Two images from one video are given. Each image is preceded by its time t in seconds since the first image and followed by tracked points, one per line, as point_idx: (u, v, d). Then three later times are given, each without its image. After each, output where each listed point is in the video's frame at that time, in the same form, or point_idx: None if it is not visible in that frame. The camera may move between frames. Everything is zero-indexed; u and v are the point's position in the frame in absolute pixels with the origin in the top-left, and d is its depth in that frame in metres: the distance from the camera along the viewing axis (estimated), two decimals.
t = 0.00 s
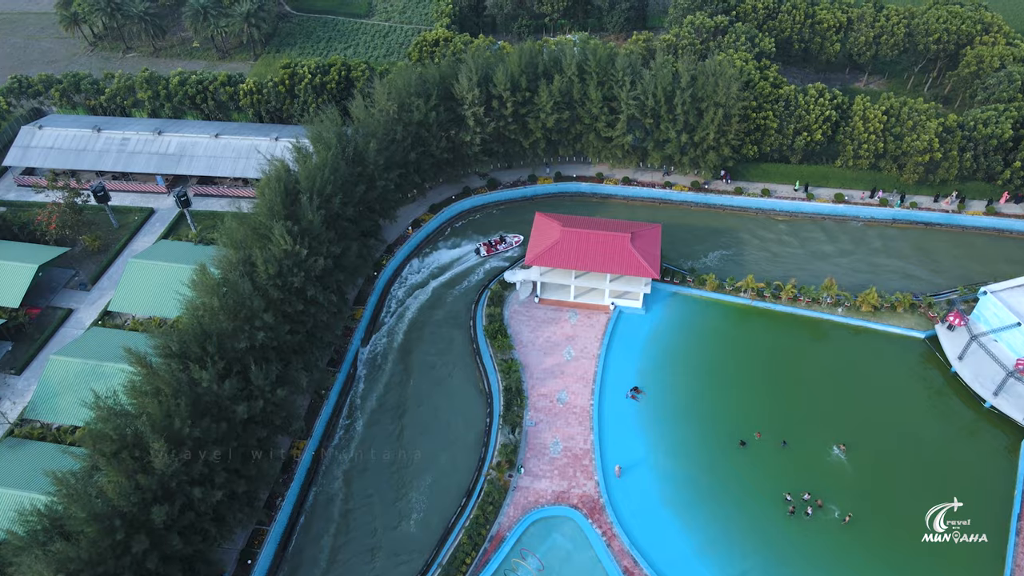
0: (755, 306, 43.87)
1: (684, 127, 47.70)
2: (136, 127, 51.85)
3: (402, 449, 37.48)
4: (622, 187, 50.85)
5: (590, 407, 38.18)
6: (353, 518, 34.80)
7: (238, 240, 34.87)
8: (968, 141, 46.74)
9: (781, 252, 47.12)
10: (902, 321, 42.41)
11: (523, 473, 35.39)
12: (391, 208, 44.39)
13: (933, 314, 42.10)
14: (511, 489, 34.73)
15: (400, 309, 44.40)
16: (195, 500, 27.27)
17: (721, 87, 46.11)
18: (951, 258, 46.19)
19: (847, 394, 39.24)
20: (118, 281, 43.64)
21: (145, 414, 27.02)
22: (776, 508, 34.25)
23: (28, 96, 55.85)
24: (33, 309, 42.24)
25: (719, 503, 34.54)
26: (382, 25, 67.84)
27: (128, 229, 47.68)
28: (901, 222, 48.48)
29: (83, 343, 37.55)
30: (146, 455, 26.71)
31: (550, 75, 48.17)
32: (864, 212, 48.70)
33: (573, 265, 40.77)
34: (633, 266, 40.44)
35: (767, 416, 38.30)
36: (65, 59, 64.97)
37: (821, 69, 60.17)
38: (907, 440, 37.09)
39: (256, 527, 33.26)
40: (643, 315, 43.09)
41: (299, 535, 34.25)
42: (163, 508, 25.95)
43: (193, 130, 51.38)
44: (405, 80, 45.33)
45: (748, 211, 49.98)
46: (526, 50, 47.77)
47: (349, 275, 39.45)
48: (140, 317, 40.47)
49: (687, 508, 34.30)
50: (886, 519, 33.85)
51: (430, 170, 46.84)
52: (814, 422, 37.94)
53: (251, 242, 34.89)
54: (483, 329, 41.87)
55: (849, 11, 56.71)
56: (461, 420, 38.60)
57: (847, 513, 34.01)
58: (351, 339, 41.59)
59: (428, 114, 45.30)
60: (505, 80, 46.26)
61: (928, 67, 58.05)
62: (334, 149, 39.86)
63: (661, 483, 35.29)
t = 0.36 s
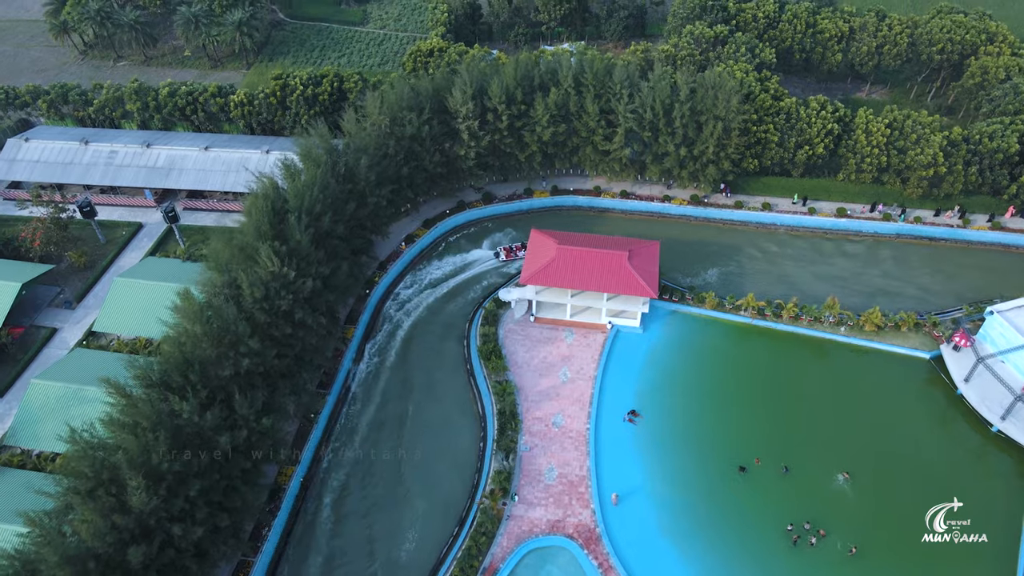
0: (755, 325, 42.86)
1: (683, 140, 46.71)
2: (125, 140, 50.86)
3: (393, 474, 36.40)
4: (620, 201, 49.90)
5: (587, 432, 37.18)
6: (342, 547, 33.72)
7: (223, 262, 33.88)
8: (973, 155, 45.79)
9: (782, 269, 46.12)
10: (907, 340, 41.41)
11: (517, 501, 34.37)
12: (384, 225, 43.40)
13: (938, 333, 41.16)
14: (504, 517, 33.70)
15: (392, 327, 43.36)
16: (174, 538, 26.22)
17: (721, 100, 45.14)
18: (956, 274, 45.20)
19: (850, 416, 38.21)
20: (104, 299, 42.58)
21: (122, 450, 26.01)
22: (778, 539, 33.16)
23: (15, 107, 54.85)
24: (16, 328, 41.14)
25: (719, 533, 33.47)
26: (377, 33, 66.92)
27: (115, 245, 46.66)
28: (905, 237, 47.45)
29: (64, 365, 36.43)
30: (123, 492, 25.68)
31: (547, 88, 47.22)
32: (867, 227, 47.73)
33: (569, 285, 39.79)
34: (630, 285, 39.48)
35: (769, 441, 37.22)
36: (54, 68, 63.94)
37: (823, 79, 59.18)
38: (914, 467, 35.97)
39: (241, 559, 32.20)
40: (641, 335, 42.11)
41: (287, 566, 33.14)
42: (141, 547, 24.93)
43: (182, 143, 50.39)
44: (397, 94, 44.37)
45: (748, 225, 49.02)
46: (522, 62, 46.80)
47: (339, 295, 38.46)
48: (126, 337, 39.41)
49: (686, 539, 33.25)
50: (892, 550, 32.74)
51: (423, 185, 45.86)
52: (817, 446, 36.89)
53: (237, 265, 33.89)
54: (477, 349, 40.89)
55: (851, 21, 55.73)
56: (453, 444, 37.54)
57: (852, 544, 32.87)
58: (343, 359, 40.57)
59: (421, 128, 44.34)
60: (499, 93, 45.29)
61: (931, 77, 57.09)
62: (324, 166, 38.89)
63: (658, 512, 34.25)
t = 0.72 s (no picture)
0: (753, 340, 42.13)
1: (679, 151, 45.96)
2: (113, 149, 50.11)
3: (382, 494, 35.56)
4: (616, 212, 49.19)
5: (580, 451, 36.41)
6: (329, 571, 32.82)
7: (207, 280, 33.12)
8: (975, 167, 45.00)
9: (780, 282, 45.36)
10: (907, 356, 40.64)
11: (507, 523, 33.56)
12: (375, 238, 42.64)
13: (939, 348, 40.44)
14: (495, 540, 32.84)
15: (383, 342, 42.61)
16: (151, 568, 25.39)
17: (718, 110, 44.40)
18: (957, 288, 44.45)
19: (849, 435, 37.46)
20: (89, 313, 41.75)
21: (96, 479, 25.23)
22: (775, 562, 32.37)
23: (3, 116, 54.10)
24: None
25: (715, 557, 32.66)
26: (371, 39, 66.22)
27: (102, 257, 45.87)
28: (904, 248, 46.74)
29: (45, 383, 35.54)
30: (97, 523, 24.88)
31: (541, 98, 46.46)
32: (866, 239, 46.99)
33: (563, 300, 39.07)
34: (625, 301, 38.75)
35: (767, 460, 36.47)
36: (44, 75, 63.19)
37: (822, 86, 58.45)
38: (915, 486, 35.22)
39: None
40: (636, 350, 41.42)
41: None
42: None
43: (171, 153, 49.65)
44: (388, 104, 43.66)
45: (746, 237, 48.27)
46: (516, 72, 46.06)
47: (328, 311, 37.69)
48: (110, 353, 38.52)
49: (680, 562, 32.46)
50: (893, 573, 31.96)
51: (415, 197, 45.14)
52: (816, 466, 36.14)
53: (221, 283, 33.15)
54: (468, 366, 40.16)
55: (850, 28, 54.98)
56: (444, 463, 36.72)
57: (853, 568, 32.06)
58: (332, 375, 39.80)
59: (413, 139, 43.64)
60: (492, 103, 44.54)
61: (931, 85, 56.35)
62: (312, 179, 38.17)
63: (653, 534, 33.43)
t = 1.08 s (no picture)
0: (746, 353, 41.50)
1: (673, 161, 45.29)
2: (100, 159, 49.44)
3: (368, 514, 34.92)
4: (608, 222, 48.58)
5: (570, 469, 35.77)
6: None
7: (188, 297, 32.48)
8: (972, 177, 44.30)
9: (774, 293, 44.70)
10: (903, 371, 39.97)
11: (495, 544, 32.89)
12: (363, 250, 42.02)
13: (935, 363, 39.72)
14: (481, 562, 32.18)
15: (371, 356, 41.98)
16: None
17: (711, 120, 43.75)
18: (954, 300, 43.81)
19: (844, 452, 36.75)
20: (72, 326, 41.04)
21: (67, 506, 24.56)
22: None
23: None
24: None
25: None
26: (363, 45, 65.63)
27: (87, 269, 45.19)
28: (901, 259, 46.12)
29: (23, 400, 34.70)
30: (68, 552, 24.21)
31: (532, 107, 45.84)
32: (862, 250, 46.38)
33: (552, 314, 38.44)
34: (615, 315, 38.12)
35: (760, 479, 35.70)
36: (33, 81, 62.54)
37: (818, 94, 57.78)
38: (911, 505, 34.47)
39: None
40: (628, 364, 40.79)
41: None
42: None
43: (158, 162, 49.01)
44: (377, 114, 43.05)
45: (741, 247, 47.67)
46: (506, 81, 45.44)
47: (313, 325, 37.05)
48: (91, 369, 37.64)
49: None
50: None
51: (404, 207, 44.52)
52: (810, 484, 35.43)
53: (203, 300, 32.52)
54: (457, 381, 39.52)
55: (847, 34, 54.31)
56: (431, 481, 36.11)
57: None
58: (319, 390, 39.16)
59: (401, 149, 43.03)
60: (482, 112, 43.89)
61: (929, 92, 55.71)
62: (297, 192, 37.53)
63: (643, 556, 32.71)
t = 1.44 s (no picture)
0: (736, 363, 41.10)
1: (663, 169, 44.89)
2: (87, 166, 49.05)
3: (352, 527, 34.49)
4: (599, 230, 48.23)
5: (557, 481, 35.35)
6: None
7: (169, 309, 32.10)
8: (965, 185, 43.88)
9: (766, 302, 44.27)
10: (894, 382, 39.55)
11: (479, 559, 32.46)
12: (350, 259, 41.63)
13: (927, 374, 39.28)
14: None
15: (358, 365, 41.56)
16: None
17: (702, 128, 43.37)
18: (947, 309, 43.41)
19: (834, 464, 36.35)
20: (56, 336, 40.56)
21: (38, 526, 24.17)
22: None
23: None
24: None
25: None
26: (355, 50, 65.30)
27: (72, 277, 44.75)
28: (894, 267, 45.73)
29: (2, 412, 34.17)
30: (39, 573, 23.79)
31: (522, 114, 45.44)
32: (855, 258, 46.01)
33: (539, 325, 38.07)
34: (603, 325, 37.75)
35: (749, 493, 35.24)
36: (22, 86, 62.18)
37: (812, 99, 57.43)
38: (902, 519, 34.02)
39: None
40: (617, 374, 40.42)
41: None
42: None
43: (146, 169, 48.59)
44: (364, 122, 42.69)
45: (732, 255, 47.32)
46: (495, 88, 45.07)
47: (298, 336, 36.65)
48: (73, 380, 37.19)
49: None
50: None
51: (392, 215, 44.13)
52: (799, 497, 34.98)
53: (184, 312, 32.16)
54: (444, 392, 39.11)
55: (840, 40, 53.92)
56: (417, 494, 35.70)
57: None
58: (305, 400, 38.72)
59: (389, 157, 42.66)
60: (471, 120, 43.51)
61: (923, 97, 55.37)
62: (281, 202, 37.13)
63: (630, 572, 32.25)
